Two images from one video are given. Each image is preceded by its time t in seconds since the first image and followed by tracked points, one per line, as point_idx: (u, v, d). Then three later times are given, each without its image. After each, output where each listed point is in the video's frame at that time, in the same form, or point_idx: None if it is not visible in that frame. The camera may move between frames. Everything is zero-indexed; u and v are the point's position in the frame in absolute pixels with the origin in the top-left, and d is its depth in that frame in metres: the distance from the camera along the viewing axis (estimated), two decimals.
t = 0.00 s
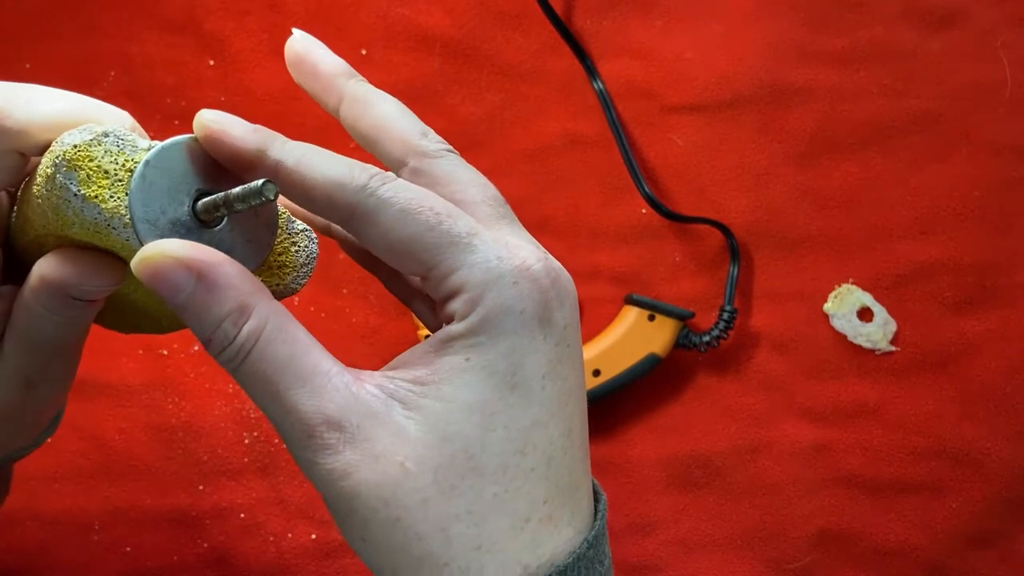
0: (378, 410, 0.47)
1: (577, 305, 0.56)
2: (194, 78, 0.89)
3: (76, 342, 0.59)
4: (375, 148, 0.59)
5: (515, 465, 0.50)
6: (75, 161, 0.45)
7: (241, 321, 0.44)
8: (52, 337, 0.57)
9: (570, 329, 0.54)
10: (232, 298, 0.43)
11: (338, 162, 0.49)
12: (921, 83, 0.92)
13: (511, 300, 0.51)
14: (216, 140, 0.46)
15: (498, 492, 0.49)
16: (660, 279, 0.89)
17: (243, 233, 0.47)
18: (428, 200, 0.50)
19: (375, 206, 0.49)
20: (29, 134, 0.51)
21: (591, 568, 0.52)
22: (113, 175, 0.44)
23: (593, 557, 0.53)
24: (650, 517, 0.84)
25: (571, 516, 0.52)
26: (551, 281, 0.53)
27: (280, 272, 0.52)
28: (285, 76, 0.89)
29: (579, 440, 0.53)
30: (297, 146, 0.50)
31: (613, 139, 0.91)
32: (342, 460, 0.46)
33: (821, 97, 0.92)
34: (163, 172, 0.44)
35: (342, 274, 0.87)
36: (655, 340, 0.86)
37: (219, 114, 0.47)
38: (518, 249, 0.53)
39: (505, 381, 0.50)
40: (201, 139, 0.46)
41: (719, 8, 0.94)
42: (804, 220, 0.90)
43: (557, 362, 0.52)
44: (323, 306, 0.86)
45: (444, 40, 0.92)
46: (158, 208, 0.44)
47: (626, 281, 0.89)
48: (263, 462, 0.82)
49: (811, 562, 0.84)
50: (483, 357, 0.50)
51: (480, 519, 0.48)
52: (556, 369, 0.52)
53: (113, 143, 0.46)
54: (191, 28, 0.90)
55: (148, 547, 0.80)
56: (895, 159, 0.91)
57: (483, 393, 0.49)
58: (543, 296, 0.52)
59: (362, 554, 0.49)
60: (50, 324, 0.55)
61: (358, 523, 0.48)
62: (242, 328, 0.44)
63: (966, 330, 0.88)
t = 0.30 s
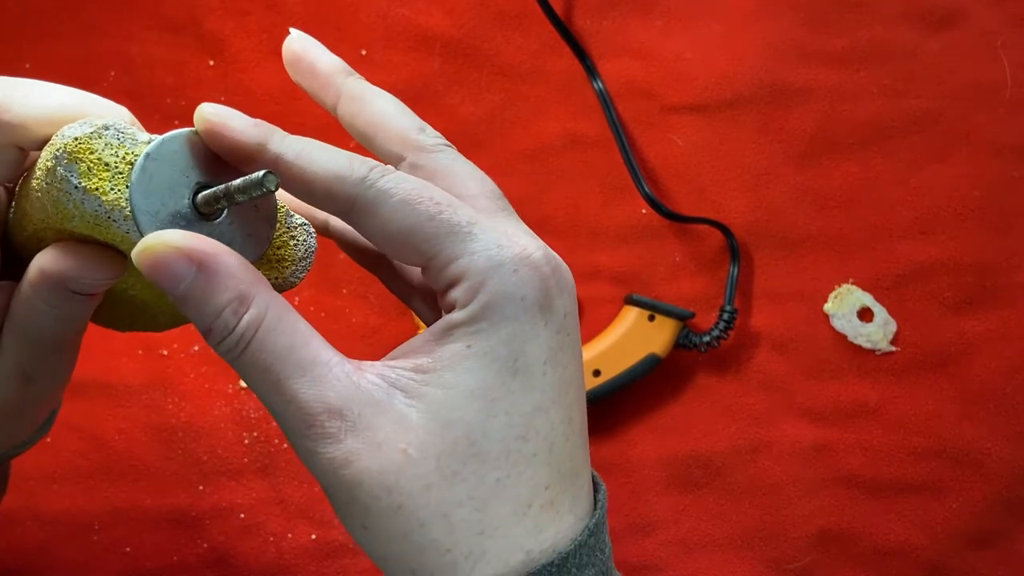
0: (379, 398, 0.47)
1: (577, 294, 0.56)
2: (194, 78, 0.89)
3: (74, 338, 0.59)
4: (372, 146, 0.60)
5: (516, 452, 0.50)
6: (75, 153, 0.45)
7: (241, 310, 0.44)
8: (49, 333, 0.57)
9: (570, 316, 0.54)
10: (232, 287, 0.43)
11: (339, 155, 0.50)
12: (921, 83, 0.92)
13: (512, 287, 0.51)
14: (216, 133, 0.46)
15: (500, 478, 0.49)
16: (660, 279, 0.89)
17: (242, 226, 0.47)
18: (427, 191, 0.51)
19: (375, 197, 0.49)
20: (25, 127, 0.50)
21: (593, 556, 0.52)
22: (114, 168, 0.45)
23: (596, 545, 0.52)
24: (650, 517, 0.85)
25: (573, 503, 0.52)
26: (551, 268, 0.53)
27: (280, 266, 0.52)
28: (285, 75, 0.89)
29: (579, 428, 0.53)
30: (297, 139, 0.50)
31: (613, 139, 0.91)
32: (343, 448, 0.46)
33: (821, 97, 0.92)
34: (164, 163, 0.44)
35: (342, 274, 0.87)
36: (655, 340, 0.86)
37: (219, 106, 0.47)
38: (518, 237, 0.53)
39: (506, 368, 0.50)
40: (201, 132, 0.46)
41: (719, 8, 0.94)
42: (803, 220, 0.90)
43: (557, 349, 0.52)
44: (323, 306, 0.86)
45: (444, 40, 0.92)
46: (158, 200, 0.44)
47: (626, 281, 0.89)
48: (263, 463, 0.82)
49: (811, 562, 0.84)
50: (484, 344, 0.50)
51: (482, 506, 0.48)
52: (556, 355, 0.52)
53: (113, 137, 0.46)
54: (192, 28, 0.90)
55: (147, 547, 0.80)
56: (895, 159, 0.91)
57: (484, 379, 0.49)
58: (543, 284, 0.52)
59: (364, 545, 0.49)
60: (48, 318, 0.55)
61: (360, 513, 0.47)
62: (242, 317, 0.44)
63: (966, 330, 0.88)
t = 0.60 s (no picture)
0: (382, 386, 0.47)
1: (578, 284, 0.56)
2: (194, 78, 0.89)
3: (77, 335, 0.59)
4: (371, 144, 0.59)
5: (519, 439, 0.50)
6: (78, 146, 0.45)
7: (244, 299, 0.44)
8: (51, 329, 0.57)
9: (571, 306, 0.54)
10: (235, 276, 0.43)
11: (341, 149, 0.50)
12: (921, 84, 0.92)
13: (514, 276, 0.51)
14: (220, 127, 0.46)
15: (503, 466, 0.49)
16: (659, 279, 0.89)
17: (244, 219, 0.46)
18: (429, 183, 0.51)
19: (377, 190, 0.49)
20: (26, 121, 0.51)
21: (596, 544, 0.52)
22: (117, 160, 0.44)
23: (598, 534, 0.52)
24: (650, 517, 0.85)
25: (575, 491, 0.52)
26: (552, 258, 0.53)
27: (281, 261, 0.51)
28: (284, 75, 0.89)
29: (581, 416, 0.53)
30: (299, 134, 0.50)
31: (613, 139, 0.91)
32: (346, 435, 0.46)
33: (821, 96, 0.92)
34: (165, 156, 0.44)
35: (342, 274, 0.87)
36: (655, 340, 0.86)
37: (223, 102, 0.47)
38: (520, 228, 0.53)
39: (508, 356, 0.50)
40: (206, 126, 0.46)
41: (718, 9, 0.94)
42: (803, 220, 0.90)
43: (559, 338, 0.52)
44: (323, 306, 0.86)
45: (444, 40, 0.92)
46: (160, 192, 0.44)
47: (626, 281, 0.89)
48: (263, 463, 0.82)
49: (811, 562, 0.84)
50: (487, 333, 0.50)
51: (485, 493, 0.48)
52: (558, 344, 0.52)
53: (116, 130, 0.45)
54: (192, 28, 0.90)
55: (147, 547, 0.80)
56: (895, 159, 0.91)
57: (487, 367, 0.49)
58: (545, 273, 0.52)
59: (367, 533, 0.49)
60: (50, 314, 0.55)
61: (363, 500, 0.47)
62: (245, 305, 0.44)
63: (966, 330, 0.88)
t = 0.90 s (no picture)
0: (387, 389, 0.47)
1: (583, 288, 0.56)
2: (194, 78, 0.89)
3: (86, 337, 0.59)
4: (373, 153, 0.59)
5: (524, 442, 0.50)
6: (86, 149, 0.45)
7: (250, 302, 0.44)
8: (61, 332, 0.57)
9: (576, 310, 0.54)
10: (241, 279, 0.43)
11: (347, 153, 0.50)
12: (921, 83, 0.92)
13: (519, 279, 0.51)
14: (228, 129, 0.46)
15: (508, 469, 0.49)
16: (659, 279, 0.89)
17: (250, 223, 0.46)
18: (434, 187, 0.51)
19: (384, 194, 0.49)
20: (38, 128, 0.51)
21: (599, 548, 0.51)
22: (124, 164, 0.45)
23: (601, 537, 0.52)
24: (650, 517, 0.84)
25: (580, 494, 0.52)
26: (557, 262, 0.53)
27: (287, 262, 0.51)
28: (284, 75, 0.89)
29: (585, 420, 0.53)
30: (305, 139, 0.50)
31: (613, 139, 0.91)
32: (351, 438, 0.46)
33: (821, 96, 0.92)
34: (173, 160, 0.44)
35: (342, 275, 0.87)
36: (655, 340, 0.86)
37: (230, 105, 0.47)
38: (525, 232, 0.53)
39: (513, 359, 0.50)
40: (214, 128, 0.46)
41: (718, 8, 0.94)
42: (803, 220, 0.90)
43: (564, 341, 0.52)
44: (323, 306, 0.86)
45: (443, 40, 0.92)
46: (168, 197, 0.44)
47: (626, 281, 0.89)
48: (263, 463, 0.82)
49: (811, 562, 0.84)
50: (492, 336, 0.50)
51: (490, 496, 0.48)
52: (563, 347, 0.52)
53: (124, 133, 0.46)
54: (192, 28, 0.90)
55: (147, 547, 0.80)
56: (895, 159, 0.91)
57: (492, 370, 0.49)
58: (550, 277, 0.52)
59: (371, 535, 0.49)
60: (60, 317, 0.55)
61: (367, 502, 0.47)
62: (251, 309, 0.44)
63: (966, 330, 0.88)
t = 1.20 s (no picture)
0: (391, 427, 0.47)
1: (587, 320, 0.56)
2: (194, 78, 0.89)
3: (88, 361, 0.60)
4: (370, 174, 0.58)
5: (530, 481, 0.50)
6: (75, 191, 0.45)
7: (252, 343, 0.44)
8: (63, 358, 0.57)
9: (581, 342, 0.54)
10: (243, 320, 0.43)
11: (341, 183, 0.48)
12: (921, 83, 0.92)
13: (522, 315, 0.51)
14: (217, 159, 0.45)
15: (514, 508, 0.49)
16: (659, 279, 0.89)
17: (246, 256, 0.46)
18: (434, 220, 0.50)
19: (382, 229, 0.48)
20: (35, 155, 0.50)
21: None
22: (111, 204, 0.44)
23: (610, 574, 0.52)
24: (650, 517, 0.85)
25: (588, 531, 0.52)
26: (561, 295, 0.53)
27: (286, 290, 0.51)
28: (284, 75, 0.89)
29: (593, 456, 0.53)
30: (301, 170, 0.48)
31: (613, 139, 0.91)
32: (355, 478, 0.46)
33: (821, 96, 0.92)
34: (164, 198, 0.43)
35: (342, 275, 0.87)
36: (656, 340, 0.86)
37: (219, 134, 0.45)
38: (529, 265, 0.53)
39: (518, 395, 0.50)
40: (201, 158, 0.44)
41: (718, 9, 0.94)
42: (803, 220, 0.90)
43: (570, 375, 0.52)
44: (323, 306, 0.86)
45: (443, 40, 0.92)
46: (160, 238, 0.43)
47: (626, 281, 0.89)
48: (263, 463, 0.82)
49: (810, 562, 0.84)
50: (495, 373, 0.50)
51: (497, 536, 0.48)
52: (569, 382, 0.52)
53: (110, 169, 0.45)
54: (192, 28, 0.90)
55: (148, 547, 0.80)
56: (895, 159, 0.91)
57: (496, 408, 0.49)
58: (554, 311, 0.52)
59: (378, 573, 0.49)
60: (64, 342, 0.55)
61: (373, 541, 0.48)
62: (253, 350, 0.44)
63: (966, 330, 0.88)
